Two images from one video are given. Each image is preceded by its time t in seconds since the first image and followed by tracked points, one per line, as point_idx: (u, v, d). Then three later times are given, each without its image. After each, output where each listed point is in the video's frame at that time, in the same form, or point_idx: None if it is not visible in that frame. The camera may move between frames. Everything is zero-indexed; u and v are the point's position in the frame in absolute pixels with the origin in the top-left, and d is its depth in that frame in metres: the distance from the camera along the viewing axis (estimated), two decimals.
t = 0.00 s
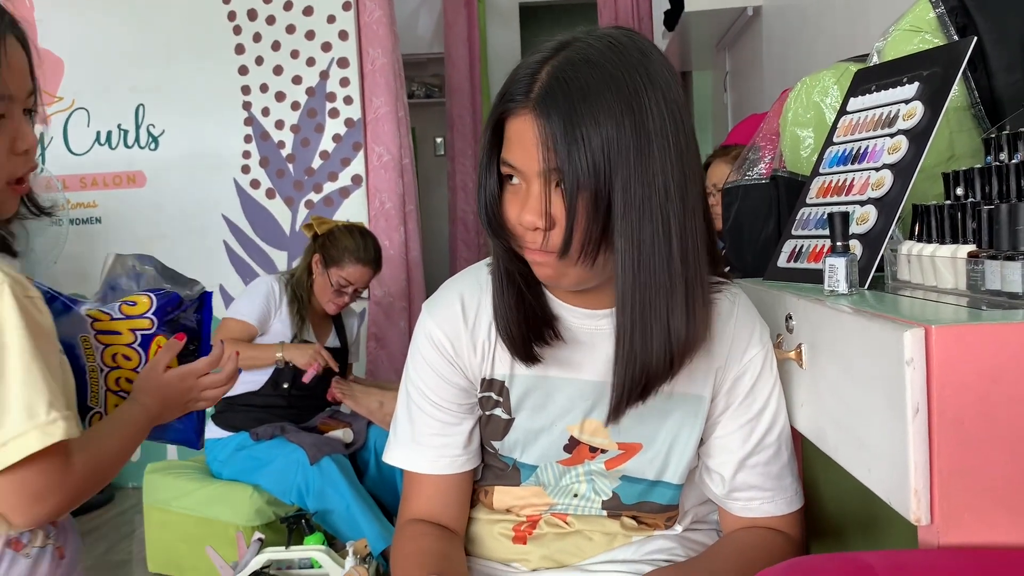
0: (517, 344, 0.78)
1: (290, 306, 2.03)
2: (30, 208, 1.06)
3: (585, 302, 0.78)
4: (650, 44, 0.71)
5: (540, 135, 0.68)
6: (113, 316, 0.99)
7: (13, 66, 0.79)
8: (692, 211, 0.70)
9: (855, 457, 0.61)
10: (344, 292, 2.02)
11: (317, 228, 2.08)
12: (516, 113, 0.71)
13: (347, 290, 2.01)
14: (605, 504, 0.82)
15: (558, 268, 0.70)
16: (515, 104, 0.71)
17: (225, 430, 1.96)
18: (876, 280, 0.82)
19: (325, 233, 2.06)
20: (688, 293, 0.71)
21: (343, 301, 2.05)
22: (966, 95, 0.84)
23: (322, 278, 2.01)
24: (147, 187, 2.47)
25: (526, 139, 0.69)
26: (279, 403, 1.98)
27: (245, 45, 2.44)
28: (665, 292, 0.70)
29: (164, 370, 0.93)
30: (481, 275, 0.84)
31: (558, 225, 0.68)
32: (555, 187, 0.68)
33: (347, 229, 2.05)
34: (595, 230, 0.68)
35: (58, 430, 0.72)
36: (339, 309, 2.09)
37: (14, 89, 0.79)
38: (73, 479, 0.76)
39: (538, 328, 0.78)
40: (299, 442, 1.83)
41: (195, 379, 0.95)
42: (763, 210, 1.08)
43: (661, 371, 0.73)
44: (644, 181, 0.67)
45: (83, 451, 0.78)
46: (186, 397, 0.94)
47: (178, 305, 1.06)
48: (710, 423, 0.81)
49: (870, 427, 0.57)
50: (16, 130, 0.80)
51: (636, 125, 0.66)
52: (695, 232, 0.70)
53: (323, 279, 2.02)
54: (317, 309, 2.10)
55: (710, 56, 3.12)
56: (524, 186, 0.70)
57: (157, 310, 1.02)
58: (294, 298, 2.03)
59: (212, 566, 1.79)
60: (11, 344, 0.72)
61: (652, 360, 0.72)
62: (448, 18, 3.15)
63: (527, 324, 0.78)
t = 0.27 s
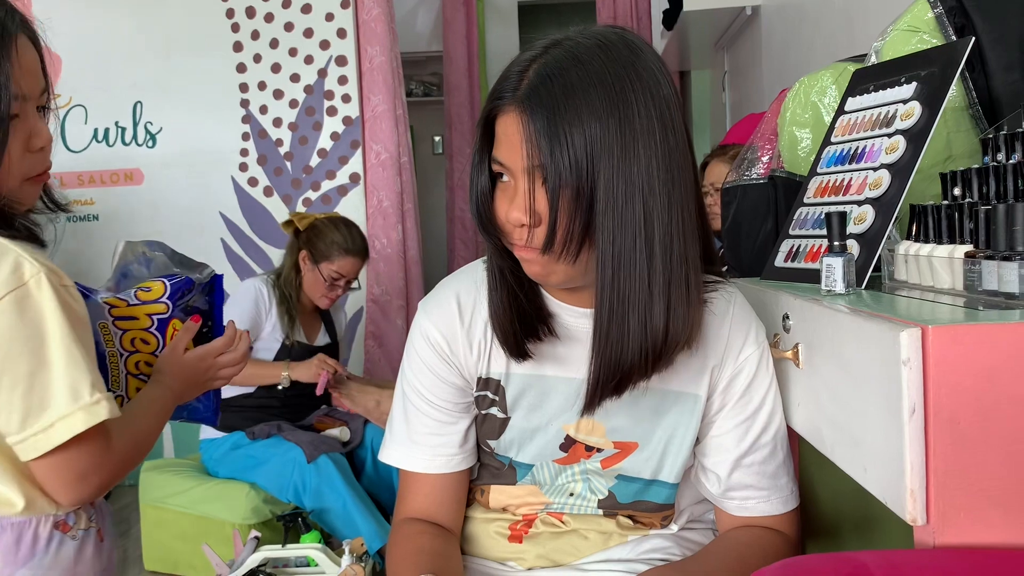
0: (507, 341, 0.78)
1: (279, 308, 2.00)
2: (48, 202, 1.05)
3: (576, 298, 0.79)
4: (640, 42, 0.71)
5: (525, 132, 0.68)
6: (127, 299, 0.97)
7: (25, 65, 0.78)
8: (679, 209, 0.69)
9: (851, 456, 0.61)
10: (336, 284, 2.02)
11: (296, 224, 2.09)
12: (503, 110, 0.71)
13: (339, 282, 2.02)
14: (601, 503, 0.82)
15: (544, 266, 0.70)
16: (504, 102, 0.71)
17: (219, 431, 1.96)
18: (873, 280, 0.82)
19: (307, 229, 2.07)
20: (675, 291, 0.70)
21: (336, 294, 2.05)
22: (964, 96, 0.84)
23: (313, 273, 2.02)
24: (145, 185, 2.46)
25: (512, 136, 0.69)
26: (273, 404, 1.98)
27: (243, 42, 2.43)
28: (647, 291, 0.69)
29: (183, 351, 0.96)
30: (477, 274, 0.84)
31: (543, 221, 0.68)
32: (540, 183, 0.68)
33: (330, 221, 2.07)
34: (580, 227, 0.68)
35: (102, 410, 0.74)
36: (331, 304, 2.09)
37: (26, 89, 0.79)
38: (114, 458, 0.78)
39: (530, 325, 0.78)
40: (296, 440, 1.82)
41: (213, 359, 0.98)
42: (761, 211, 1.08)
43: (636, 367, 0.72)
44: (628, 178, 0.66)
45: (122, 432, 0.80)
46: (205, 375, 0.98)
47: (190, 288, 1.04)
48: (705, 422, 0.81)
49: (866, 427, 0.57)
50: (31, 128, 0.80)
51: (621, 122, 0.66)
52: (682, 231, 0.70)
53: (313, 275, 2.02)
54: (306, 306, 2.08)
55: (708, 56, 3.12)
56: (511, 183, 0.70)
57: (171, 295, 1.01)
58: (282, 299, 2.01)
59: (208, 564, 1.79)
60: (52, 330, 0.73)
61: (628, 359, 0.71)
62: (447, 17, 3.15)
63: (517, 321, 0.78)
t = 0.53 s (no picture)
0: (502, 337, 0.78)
1: (267, 305, 1.99)
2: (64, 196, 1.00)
3: (574, 297, 0.79)
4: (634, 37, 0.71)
5: (519, 127, 0.68)
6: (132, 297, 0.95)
7: (45, 52, 0.77)
8: (675, 205, 0.69)
9: (847, 454, 0.61)
10: (329, 276, 2.03)
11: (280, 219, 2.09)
12: (498, 106, 0.71)
13: (331, 273, 2.03)
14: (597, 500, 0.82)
15: (539, 262, 0.70)
16: (499, 97, 0.71)
17: (213, 431, 1.95)
18: (871, 278, 0.82)
19: (291, 223, 2.06)
20: (671, 288, 0.70)
21: (327, 287, 2.05)
22: (961, 95, 0.84)
23: (302, 268, 2.01)
24: (142, 181, 2.45)
25: (507, 132, 0.69)
26: (265, 403, 1.97)
27: (241, 39, 2.43)
28: (644, 286, 0.69)
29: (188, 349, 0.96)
30: (474, 272, 0.84)
31: (537, 217, 0.68)
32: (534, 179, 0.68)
33: (314, 214, 2.08)
34: (574, 223, 0.68)
35: (139, 392, 0.73)
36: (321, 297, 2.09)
37: (49, 77, 0.78)
38: (136, 446, 0.77)
39: (526, 322, 0.78)
40: (292, 438, 1.82)
41: (217, 356, 0.99)
42: (759, 209, 1.08)
43: (638, 365, 0.71)
44: (622, 173, 0.66)
45: (142, 420, 0.80)
46: (210, 372, 0.98)
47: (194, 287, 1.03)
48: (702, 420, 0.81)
49: (862, 425, 0.57)
50: (54, 114, 0.79)
51: (615, 118, 0.66)
52: (679, 226, 0.70)
53: (302, 269, 2.01)
54: (293, 303, 2.07)
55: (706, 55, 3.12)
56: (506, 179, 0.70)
57: (177, 294, 0.99)
58: (269, 295, 2.00)
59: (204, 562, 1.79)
60: (91, 316, 0.72)
61: (627, 354, 0.71)
62: (445, 14, 3.14)
63: (513, 318, 0.78)
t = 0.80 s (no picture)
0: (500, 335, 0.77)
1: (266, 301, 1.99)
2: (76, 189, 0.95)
3: (571, 294, 0.79)
4: (632, 34, 0.71)
5: (517, 124, 0.68)
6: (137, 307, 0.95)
7: (67, 48, 0.77)
8: (673, 203, 0.69)
9: (845, 453, 0.61)
10: (332, 270, 2.03)
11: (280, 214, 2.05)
12: (497, 102, 0.71)
13: (334, 266, 2.03)
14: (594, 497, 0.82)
15: (537, 260, 0.70)
16: (497, 94, 0.71)
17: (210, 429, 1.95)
18: (869, 276, 0.82)
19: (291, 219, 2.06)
20: (669, 286, 0.70)
21: (332, 280, 2.05)
22: (960, 94, 0.84)
23: (305, 263, 2.01)
24: (139, 178, 2.44)
25: (504, 129, 0.69)
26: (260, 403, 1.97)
27: (239, 36, 2.42)
28: (641, 283, 0.69)
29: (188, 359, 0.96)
30: (472, 269, 0.84)
31: (534, 214, 0.68)
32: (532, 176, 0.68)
33: (315, 208, 2.08)
34: (571, 220, 0.68)
35: (151, 386, 0.71)
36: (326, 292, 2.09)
37: (70, 72, 0.78)
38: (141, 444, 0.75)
39: (523, 319, 0.78)
40: (289, 435, 1.81)
41: (215, 367, 1.01)
42: (756, 208, 1.08)
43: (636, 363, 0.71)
44: (620, 171, 0.66)
45: (144, 421, 0.79)
46: (207, 383, 0.99)
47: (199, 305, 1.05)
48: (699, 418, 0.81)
49: (861, 424, 0.57)
50: (74, 109, 0.79)
51: (614, 115, 0.66)
52: (677, 223, 0.69)
53: (305, 264, 2.01)
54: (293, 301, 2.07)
55: (705, 54, 3.12)
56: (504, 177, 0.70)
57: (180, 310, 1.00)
58: (269, 292, 2.00)
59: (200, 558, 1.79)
60: (109, 308, 0.71)
61: (626, 352, 0.71)
62: (444, 11, 3.13)
63: (510, 315, 0.78)
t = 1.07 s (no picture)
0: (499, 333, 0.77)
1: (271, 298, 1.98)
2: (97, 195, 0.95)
3: (568, 290, 0.79)
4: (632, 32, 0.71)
5: (517, 121, 0.68)
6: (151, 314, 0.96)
7: (84, 58, 0.81)
8: (672, 201, 0.69)
9: (844, 452, 0.61)
10: (338, 268, 2.03)
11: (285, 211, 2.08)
12: (496, 98, 0.71)
13: (340, 265, 2.03)
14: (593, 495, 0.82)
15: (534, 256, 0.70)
16: (497, 90, 0.71)
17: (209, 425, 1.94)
18: (867, 276, 0.82)
19: (297, 216, 2.06)
20: (666, 283, 0.70)
21: (336, 279, 2.05)
22: (960, 94, 0.84)
23: (311, 260, 2.02)
24: (138, 174, 2.42)
25: (504, 125, 0.69)
26: (260, 401, 1.98)
27: (238, 32, 2.42)
28: (638, 280, 0.69)
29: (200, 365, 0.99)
30: (471, 266, 0.84)
31: (532, 211, 0.68)
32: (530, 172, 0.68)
33: (323, 206, 2.08)
34: (569, 217, 0.68)
35: (157, 382, 0.75)
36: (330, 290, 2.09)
37: (89, 81, 0.82)
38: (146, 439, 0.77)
39: (521, 316, 0.78)
40: (286, 433, 1.81)
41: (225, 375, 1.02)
42: (755, 208, 1.08)
43: (631, 360, 0.71)
44: (618, 169, 0.66)
45: (152, 417, 0.81)
46: (217, 390, 1.00)
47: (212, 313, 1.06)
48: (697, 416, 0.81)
49: (860, 424, 0.57)
50: (93, 116, 0.83)
51: (613, 112, 0.66)
52: (675, 221, 0.70)
53: (311, 262, 2.02)
54: (298, 298, 2.07)
55: (705, 53, 3.12)
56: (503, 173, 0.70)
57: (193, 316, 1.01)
58: (274, 289, 1.99)
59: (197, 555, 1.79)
60: (120, 307, 0.75)
61: (623, 348, 0.71)
62: (443, 9, 3.13)
63: (508, 311, 0.78)
